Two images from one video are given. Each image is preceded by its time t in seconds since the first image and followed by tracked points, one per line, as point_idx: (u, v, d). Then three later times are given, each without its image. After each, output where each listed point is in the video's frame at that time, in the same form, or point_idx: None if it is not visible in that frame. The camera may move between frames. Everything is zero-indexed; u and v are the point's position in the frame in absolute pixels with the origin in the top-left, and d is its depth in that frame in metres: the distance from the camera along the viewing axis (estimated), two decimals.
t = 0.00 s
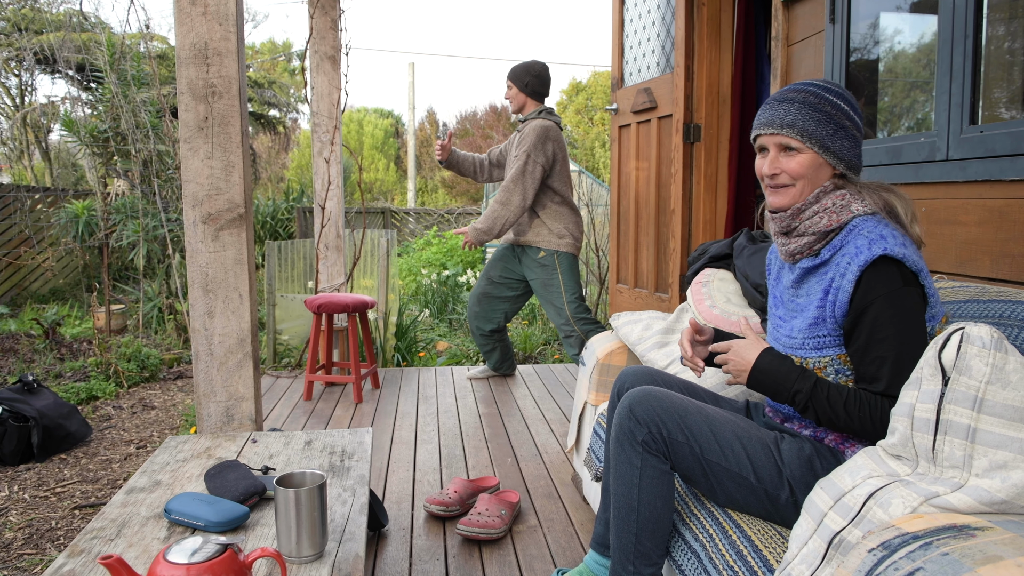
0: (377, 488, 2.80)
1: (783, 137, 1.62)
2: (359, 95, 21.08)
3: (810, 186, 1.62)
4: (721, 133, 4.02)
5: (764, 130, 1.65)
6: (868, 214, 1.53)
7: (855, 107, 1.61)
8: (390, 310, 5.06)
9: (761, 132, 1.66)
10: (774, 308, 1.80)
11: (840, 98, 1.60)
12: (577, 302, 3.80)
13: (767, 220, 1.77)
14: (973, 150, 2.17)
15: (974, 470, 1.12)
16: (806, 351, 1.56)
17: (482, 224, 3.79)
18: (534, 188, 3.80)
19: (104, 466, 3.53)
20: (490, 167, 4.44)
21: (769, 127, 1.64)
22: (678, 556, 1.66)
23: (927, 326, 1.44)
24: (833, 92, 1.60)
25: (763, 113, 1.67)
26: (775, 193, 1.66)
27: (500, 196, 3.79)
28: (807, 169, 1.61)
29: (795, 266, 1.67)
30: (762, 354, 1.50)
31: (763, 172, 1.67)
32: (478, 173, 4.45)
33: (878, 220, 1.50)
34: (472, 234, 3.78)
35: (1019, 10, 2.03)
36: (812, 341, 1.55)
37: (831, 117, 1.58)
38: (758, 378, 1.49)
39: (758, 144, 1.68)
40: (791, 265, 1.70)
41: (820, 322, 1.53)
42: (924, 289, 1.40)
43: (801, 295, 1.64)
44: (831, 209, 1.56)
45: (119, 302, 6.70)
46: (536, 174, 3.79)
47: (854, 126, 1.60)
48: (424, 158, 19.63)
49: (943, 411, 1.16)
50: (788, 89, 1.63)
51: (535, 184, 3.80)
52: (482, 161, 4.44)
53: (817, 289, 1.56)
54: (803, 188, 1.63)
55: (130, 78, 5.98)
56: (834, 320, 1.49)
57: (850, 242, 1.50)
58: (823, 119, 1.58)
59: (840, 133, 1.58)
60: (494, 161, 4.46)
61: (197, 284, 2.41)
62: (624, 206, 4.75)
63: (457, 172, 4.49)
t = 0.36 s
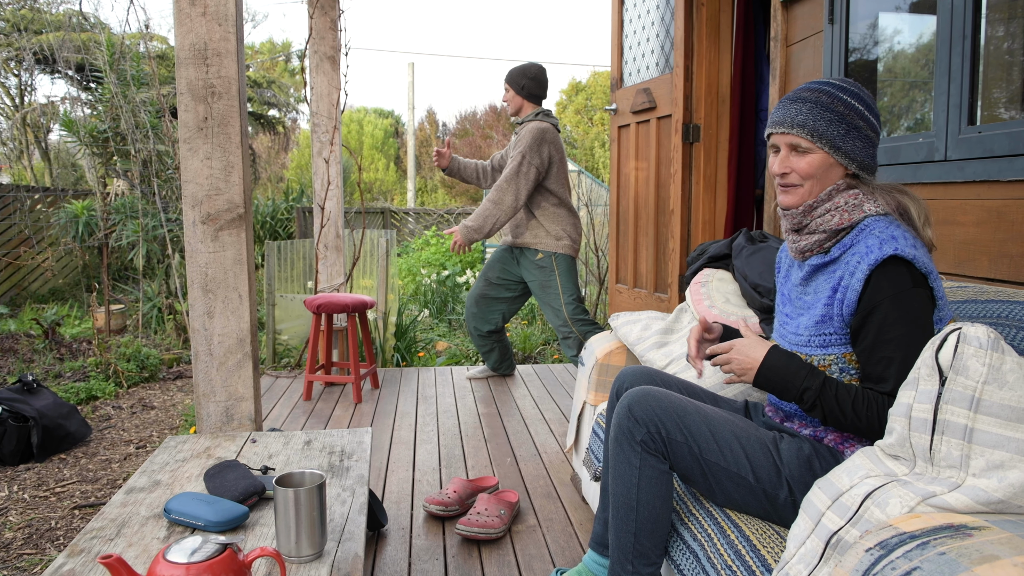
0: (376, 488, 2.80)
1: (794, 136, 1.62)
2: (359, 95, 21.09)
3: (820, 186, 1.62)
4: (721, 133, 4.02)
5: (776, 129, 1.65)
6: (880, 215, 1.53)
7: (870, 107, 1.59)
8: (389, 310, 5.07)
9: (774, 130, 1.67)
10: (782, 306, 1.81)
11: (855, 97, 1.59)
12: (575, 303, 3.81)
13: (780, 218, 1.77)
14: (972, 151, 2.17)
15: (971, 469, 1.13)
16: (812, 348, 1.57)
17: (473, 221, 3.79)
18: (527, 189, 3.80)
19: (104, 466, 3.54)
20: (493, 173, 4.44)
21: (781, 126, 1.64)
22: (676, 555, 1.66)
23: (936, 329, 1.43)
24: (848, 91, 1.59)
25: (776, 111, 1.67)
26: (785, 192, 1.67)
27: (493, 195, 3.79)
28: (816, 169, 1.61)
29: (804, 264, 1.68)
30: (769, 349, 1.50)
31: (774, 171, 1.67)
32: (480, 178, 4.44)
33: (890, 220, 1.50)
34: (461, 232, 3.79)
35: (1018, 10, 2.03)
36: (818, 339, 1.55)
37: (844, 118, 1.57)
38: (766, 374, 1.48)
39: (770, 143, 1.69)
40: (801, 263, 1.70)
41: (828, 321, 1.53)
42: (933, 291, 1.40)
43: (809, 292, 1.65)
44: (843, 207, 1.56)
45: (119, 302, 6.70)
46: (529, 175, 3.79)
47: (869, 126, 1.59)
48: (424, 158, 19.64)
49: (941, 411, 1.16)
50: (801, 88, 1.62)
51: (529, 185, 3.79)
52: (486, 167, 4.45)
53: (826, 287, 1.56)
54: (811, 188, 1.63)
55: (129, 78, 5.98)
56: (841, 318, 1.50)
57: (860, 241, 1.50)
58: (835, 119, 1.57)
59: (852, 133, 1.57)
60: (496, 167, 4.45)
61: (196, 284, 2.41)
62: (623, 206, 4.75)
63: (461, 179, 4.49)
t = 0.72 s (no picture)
0: (377, 488, 2.80)
1: (800, 137, 1.63)
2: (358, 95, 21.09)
3: (825, 187, 1.63)
4: (721, 133, 4.03)
5: (781, 129, 1.66)
6: (885, 218, 1.53)
7: (878, 108, 1.60)
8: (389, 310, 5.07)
9: (780, 130, 1.67)
10: (782, 305, 1.82)
11: (863, 99, 1.59)
12: (574, 305, 3.81)
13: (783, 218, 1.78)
14: (971, 151, 2.18)
15: (970, 469, 1.13)
16: (814, 350, 1.58)
17: (463, 215, 3.77)
18: (520, 190, 3.80)
19: (104, 466, 3.54)
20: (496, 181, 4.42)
21: (787, 126, 1.65)
22: (676, 555, 1.66)
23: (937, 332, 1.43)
24: (855, 93, 1.59)
25: (783, 111, 1.68)
26: (789, 192, 1.68)
27: (485, 193, 3.79)
28: (822, 171, 1.62)
29: (807, 264, 1.69)
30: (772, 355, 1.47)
31: (779, 171, 1.68)
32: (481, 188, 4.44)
33: (893, 224, 1.51)
34: (450, 225, 3.76)
35: (1017, 10, 2.04)
36: (820, 341, 1.56)
37: (851, 119, 1.57)
38: (770, 384, 1.46)
39: (776, 142, 1.69)
40: (803, 264, 1.71)
41: (830, 323, 1.54)
42: (936, 295, 1.41)
43: (811, 293, 1.66)
44: (847, 210, 1.56)
45: (119, 302, 6.70)
46: (524, 176, 3.79)
47: (876, 128, 1.59)
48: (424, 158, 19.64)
49: (940, 411, 1.17)
50: (809, 87, 1.62)
51: (523, 186, 3.79)
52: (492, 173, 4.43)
53: (829, 289, 1.57)
54: (816, 189, 1.64)
55: (129, 78, 5.98)
56: (843, 321, 1.51)
57: (864, 244, 1.50)
58: (842, 121, 1.57)
59: (859, 135, 1.58)
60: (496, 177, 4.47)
61: (197, 284, 2.41)
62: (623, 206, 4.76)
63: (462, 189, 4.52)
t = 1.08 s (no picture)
0: (376, 487, 2.81)
1: (803, 135, 1.62)
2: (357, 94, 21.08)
3: (826, 186, 1.63)
4: (720, 132, 4.03)
5: (784, 126, 1.65)
6: (882, 216, 1.54)
7: (878, 108, 1.61)
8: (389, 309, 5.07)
9: (782, 128, 1.66)
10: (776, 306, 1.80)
11: (864, 98, 1.60)
12: (573, 305, 3.81)
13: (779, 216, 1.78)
14: (971, 150, 2.18)
15: (969, 468, 1.13)
16: (814, 351, 1.58)
17: (453, 208, 3.77)
18: (512, 189, 3.81)
19: (103, 465, 3.54)
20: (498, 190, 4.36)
21: (791, 124, 1.64)
22: (676, 554, 1.67)
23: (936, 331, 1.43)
24: (856, 92, 1.60)
25: (785, 109, 1.67)
26: (790, 191, 1.67)
27: (478, 188, 3.80)
28: (824, 169, 1.62)
29: (804, 264, 1.69)
30: (760, 365, 1.48)
31: (780, 169, 1.67)
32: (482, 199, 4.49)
33: (891, 223, 1.52)
34: (439, 217, 3.77)
35: (1016, 9, 2.04)
36: (820, 342, 1.56)
37: (854, 118, 1.58)
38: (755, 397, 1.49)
39: (777, 140, 1.69)
40: (799, 264, 1.71)
41: (829, 323, 1.53)
42: (935, 294, 1.41)
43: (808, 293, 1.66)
44: (846, 209, 1.57)
45: (118, 301, 6.70)
46: (517, 176, 3.80)
47: (875, 127, 1.60)
48: (423, 157, 19.67)
49: (938, 410, 1.17)
50: (812, 86, 1.62)
51: (515, 187, 3.81)
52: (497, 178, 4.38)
53: (827, 289, 1.56)
54: (818, 188, 1.64)
55: (129, 77, 5.98)
56: (843, 321, 1.50)
57: (863, 243, 1.50)
58: (845, 119, 1.58)
59: (860, 134, 1.58)
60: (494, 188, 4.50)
61: (197, 284, 2.41)
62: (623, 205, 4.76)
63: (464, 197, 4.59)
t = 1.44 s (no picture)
0: (376, 484, 2.81)
1: (795, 133, 1.62)
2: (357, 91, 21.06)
3: (820, 183, 1.62)
4: (719, 129, 4.03)
5: (776, 124, 1.64)
6: (872, 214, 1.53)
7: (864, 104, 1.62)
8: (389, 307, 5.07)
9: (773, 126, 1.65)
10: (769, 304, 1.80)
11: (850, 95, 1.61)
12: (571, 303, 3.81)
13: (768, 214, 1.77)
14: (971, 148, 2.18)
15: (969, 465, 1.13)
16: (809, 351, 1.58)
17: (442, 201, 3.79)
18: (503, 186, 3.82)
19: (103, 463, 3.54)
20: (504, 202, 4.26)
21: (782, 122, 1.63)
22: (675, 551, 1.67)
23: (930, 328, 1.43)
24: (843, 89, 1.60)
25: (774, 107, 1.66)
26: (783, 189, 1.66)
27: (468, 182, 3.81)
28: (817, 166, 1.61)
29: (796, 263, 1.68)
30: (761, 371, 1.49)
31: (773, 167, 1.66)
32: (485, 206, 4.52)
33: (881, 220, 1.51)
34: (427, 209, 3.77)
35: (1016, 6, 2.03)
36: (814, 341, 1.56)
37: (843, 115, 1.58)
38: (759, 405, 1.48)
39: (768, 139, 1.68)
40: (791, 263, 1.70)
41: (822, 323, 1.53)
42: (927, 291, 1.41)
43: (801, 293, 1.66)
44: (836, 208, 1.57)
45: (117, 298, 6.70)
46: (509, 173, 3.81)
47: (862, 123, 1.61)
48: (423, 155, 19.66)
49: (938, 407, 1.17)
50: (802, 84, 1.62)
51: (507, 185, 3.82)
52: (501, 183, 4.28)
53: (820, 289, 1.56)
54: (812, 186, 1.63)
55: (128, 75, 5.97)
56: (837, 321, 1.50)
57: (854, 242, 1.50)
58: (835, 116, 1.58)
59: (849, 131, 1.59)
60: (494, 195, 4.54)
61: (197, 281, 2.41)
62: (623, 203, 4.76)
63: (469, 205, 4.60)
